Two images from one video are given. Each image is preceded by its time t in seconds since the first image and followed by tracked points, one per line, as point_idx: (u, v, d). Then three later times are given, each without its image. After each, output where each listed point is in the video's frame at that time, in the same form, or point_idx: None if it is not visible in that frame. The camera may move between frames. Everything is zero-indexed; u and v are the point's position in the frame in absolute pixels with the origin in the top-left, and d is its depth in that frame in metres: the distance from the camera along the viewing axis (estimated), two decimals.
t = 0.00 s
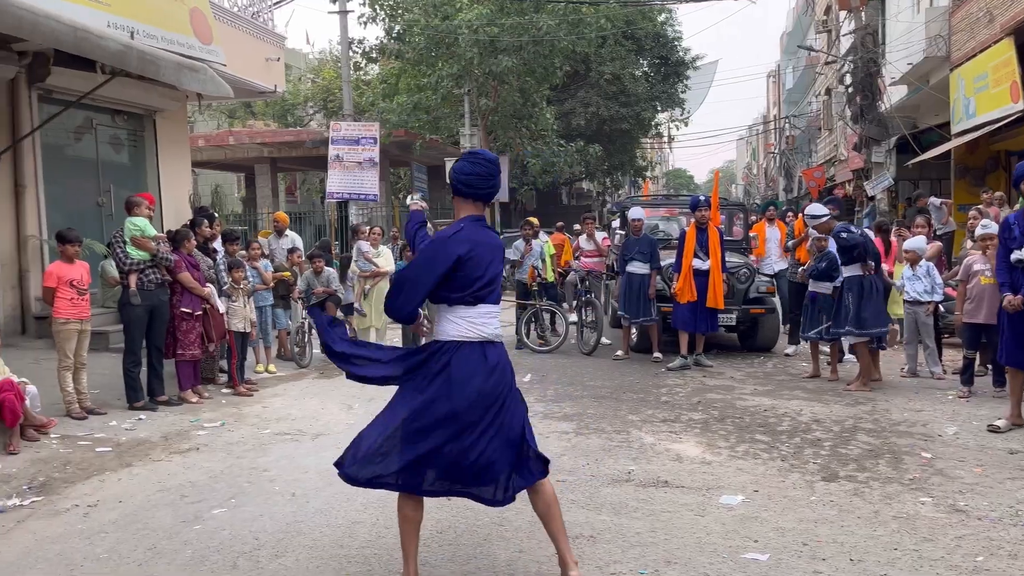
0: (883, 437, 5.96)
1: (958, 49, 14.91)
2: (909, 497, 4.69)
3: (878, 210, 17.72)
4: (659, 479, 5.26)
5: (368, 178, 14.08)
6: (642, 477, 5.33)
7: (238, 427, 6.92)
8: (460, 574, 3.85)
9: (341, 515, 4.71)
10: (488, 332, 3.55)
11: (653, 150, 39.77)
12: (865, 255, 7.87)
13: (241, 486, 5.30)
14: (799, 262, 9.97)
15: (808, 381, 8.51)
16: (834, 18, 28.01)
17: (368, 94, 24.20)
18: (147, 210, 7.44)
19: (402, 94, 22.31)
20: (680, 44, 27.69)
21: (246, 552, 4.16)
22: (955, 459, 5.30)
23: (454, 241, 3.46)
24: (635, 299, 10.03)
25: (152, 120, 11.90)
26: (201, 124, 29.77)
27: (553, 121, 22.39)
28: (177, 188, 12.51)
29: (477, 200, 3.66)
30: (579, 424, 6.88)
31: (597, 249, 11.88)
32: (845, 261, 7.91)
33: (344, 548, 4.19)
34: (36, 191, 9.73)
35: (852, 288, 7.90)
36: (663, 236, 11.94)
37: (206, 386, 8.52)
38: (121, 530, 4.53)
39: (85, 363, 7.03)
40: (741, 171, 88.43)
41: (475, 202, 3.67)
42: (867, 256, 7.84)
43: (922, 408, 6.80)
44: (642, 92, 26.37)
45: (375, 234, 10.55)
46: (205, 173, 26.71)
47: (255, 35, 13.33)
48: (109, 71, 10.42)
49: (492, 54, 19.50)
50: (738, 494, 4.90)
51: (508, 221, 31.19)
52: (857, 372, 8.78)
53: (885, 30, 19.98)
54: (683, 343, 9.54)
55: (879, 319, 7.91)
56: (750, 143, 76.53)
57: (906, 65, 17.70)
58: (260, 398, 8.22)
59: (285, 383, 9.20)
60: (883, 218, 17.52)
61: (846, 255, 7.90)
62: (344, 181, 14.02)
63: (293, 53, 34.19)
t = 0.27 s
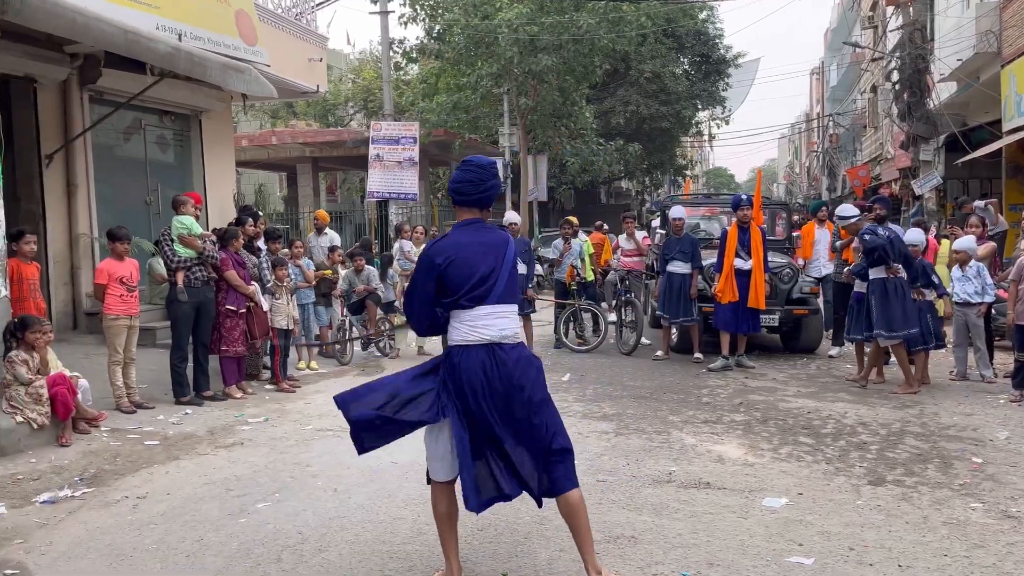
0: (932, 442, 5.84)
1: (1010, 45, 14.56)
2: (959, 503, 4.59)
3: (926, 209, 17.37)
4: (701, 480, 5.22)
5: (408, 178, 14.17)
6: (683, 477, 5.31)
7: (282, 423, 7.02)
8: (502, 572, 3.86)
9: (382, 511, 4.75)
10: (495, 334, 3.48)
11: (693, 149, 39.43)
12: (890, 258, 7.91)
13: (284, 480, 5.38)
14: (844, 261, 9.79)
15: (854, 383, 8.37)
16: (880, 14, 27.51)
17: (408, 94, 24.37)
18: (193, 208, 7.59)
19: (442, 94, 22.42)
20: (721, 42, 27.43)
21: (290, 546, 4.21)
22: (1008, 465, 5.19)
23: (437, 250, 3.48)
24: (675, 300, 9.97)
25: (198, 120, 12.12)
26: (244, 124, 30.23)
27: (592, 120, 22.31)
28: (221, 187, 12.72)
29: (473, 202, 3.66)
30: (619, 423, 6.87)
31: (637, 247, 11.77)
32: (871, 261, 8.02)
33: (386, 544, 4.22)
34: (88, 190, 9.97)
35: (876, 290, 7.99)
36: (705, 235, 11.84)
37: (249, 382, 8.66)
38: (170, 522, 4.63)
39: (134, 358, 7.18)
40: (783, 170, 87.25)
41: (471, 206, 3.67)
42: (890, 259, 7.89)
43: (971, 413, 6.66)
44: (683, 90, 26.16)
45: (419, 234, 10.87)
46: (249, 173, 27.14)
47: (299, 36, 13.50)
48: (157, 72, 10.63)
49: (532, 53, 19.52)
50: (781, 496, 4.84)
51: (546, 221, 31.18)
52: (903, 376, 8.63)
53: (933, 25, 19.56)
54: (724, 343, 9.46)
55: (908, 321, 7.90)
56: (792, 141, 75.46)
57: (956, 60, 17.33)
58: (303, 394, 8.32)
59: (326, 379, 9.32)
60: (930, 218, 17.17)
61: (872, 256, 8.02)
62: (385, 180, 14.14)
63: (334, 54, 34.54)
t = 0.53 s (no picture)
0: (965, 446, 5.76)
1: None
2: (993, 507, 4.51)
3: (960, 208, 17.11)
4: (728, 481, 5.19)
5: (435, 177, 14.21)
6: (710, 478, 5.28)
7: (309, 419, 7.07)
8: (527, 570, 3.86)
9: (408, 508, 4.77)
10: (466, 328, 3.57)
11: (721, 148, 39.14)
12: (897, 258, 8.05)
13: (311, 476, 5.42)
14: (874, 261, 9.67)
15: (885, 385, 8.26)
16: (913, 11, 27.11)
17: (435, 93, 24.45)
18: (222, 206, 7.67)
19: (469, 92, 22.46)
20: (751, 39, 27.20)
21: (317, 542, 4.24)
22: None
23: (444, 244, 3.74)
24: (703, 299, 9.89)
25: (228, 119, 12.25)
26: (273, 124, 30.53)
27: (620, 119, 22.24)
28: (251, 186, 12.84)
29: (502, 199, 3.70)
30: (645, 423, 6.85)
31: (665, 246, 11.88)
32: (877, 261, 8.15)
33: (412, 541, 4.24)
34: (120, 189, 10.12)
35: (879, 289, 8.15)
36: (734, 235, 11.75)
37: (278, 379, 8.74)
38: (199, 516, 4.69)
39: (165, 354, 7.28)
40: (813, 169, 86.30)
41: (501, 200, 3.71)
42: (895, 260, 8.02)
43: (1006, 417, 6.54)
44: (711, 89, 25.99)
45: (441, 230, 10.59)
46: (278, 172, 27.41)
47: (328, 36, 13.61)
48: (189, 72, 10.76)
49: (559, 51, 19.50)
50: (810, 498, 4.79)
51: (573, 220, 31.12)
52: (935, 378, 8.49)
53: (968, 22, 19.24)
54: (753, 344, 9.37)
55: (909, 322, 8.04)
56: (822, 140, 74.60)
57: (991, 57, 17.06)
58: (330, 391, 8.39)
59: (353, 376, 9.39)
60: (964, 217, 16.90)
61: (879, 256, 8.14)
62: (412, 179, 14.20)
63: (362, 54, 34.79)
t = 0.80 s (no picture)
0: (982, 448, 5.72)
1: None
2: (1010, 510, 4.47)
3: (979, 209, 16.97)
4: (742, 482, 5.18)
5: (450, 175, 14.24)
6: (724, 478, 5.27)
7: (324, 417, 7.11)
8: (540, 569, 3.86)
9: (422, 506, 4.79)
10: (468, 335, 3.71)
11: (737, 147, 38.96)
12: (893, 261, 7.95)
13: (326, 474, 5.45)
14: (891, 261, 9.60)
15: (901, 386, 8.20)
16: (932, 9, 26.90)
17: (451, 92, 24.49)
18: (239, 205, 7.69)
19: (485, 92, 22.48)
20: (768, 38, 27.09)
21: (331, 539, 4.27)
22: None
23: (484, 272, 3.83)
24: (719, 299, 9.86)
25: (245, 118, 12.31)
26: (289, 123, 30.70)
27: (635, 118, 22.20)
28: (267, 185, 12.91)
29: (535, 235, 3.79)
30: (659, 423, 6.85)
31: (681, 246, 11.78)
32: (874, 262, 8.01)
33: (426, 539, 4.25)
34: (138, 188, 10.21)
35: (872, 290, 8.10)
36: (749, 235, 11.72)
37: (293, 376, 8.79)
38: (214, 512, 4.72)
39: (182, 351, 7.33)
40: (830, 168, 85.81)
41: (537, 236, 3.81)
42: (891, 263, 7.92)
43: None
44: (727, 88, 25.90)
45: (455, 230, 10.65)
46: (294, 171, 27.57)
47: (345, 36, 13.67)
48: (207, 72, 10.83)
49: (575, 50, 19.51)
50: (825, 500, 4.76)
51: (588, 219, 31.09)
52: (953, 379, 8.43)
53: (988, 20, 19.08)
54: (768, 344, 9.33)
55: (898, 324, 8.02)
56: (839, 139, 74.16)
57: (1011, 56, 16.94)
58: (345, 389, 8.42)
59: (368, 375, 9.43)
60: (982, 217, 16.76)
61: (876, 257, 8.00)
62: (427, 178, 14.23)
63: (378, 53, 34.91)
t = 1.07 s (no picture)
0: (989, 449, 5.70)
1: None
2: (1017, 512, 4.45)
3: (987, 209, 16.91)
4: (748, 483, 5.17)
5: (456, 176, 14.25)
6: (729, 479, 5.26)
7: (330, 416, 7.12)
8: (545, 569, 3.86)
9: (427, 505, 4.80)
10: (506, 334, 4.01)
11: (743, 147, 38.91)
12: (872, 263, 8.33)
13: (332, 473, 5.46)
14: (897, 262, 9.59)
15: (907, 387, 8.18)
16: (940, 9, 26.83)
17: (457, 92, 24.51)
18: (245, 205, 7.68)
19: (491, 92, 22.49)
20: (775, 38, 27.04)
21: (336, 538, 4.27)
22: None
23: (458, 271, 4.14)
24: (724, 299, 9.86)
25: (252, 118, 12.34)
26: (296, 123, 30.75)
27: (641, 118, 22.20)
28: (274, 185, 12.94)
29: (484, 239, 4.21)
30: (664, 423, 6.85)
31: (687, 246, 11.74)
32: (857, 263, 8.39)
33: (431, 539, 4.26)
34: (146, 188, 10.23)
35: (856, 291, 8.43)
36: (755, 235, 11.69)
37: (299, 376, 8.81)
38: (220, 511, 4.73)
39: (188, 351, 7.35)
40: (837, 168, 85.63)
41: (483, 240, 4.24)
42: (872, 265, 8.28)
43: None
44: (734, 88, 25.87)
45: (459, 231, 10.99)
46: (301, 171, 27.62)
47: (351, 36, 13.69)
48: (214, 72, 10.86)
49: (581, 50, 19.52)
50: (831, 501, 4.75)
51: (594, 219, 31.08)
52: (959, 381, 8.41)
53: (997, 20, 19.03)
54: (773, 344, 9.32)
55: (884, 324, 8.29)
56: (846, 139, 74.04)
57: (1019, 56, 16.91)
58: (351, 389, 8.44)
59: (374, 374, 9.44)
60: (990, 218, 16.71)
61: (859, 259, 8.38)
62: (433, 178, 14.25)
63: (385, 54, 34.95)
